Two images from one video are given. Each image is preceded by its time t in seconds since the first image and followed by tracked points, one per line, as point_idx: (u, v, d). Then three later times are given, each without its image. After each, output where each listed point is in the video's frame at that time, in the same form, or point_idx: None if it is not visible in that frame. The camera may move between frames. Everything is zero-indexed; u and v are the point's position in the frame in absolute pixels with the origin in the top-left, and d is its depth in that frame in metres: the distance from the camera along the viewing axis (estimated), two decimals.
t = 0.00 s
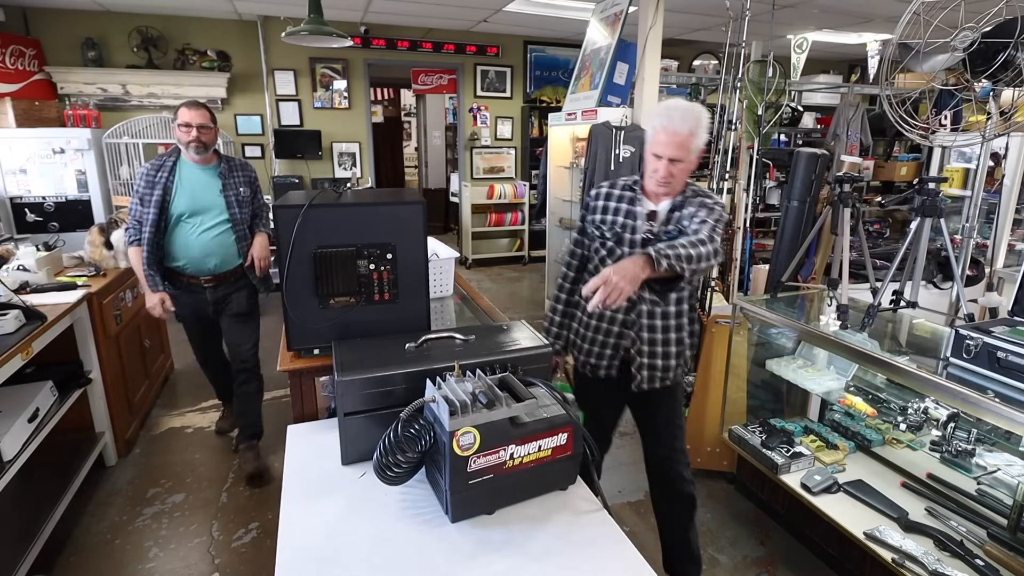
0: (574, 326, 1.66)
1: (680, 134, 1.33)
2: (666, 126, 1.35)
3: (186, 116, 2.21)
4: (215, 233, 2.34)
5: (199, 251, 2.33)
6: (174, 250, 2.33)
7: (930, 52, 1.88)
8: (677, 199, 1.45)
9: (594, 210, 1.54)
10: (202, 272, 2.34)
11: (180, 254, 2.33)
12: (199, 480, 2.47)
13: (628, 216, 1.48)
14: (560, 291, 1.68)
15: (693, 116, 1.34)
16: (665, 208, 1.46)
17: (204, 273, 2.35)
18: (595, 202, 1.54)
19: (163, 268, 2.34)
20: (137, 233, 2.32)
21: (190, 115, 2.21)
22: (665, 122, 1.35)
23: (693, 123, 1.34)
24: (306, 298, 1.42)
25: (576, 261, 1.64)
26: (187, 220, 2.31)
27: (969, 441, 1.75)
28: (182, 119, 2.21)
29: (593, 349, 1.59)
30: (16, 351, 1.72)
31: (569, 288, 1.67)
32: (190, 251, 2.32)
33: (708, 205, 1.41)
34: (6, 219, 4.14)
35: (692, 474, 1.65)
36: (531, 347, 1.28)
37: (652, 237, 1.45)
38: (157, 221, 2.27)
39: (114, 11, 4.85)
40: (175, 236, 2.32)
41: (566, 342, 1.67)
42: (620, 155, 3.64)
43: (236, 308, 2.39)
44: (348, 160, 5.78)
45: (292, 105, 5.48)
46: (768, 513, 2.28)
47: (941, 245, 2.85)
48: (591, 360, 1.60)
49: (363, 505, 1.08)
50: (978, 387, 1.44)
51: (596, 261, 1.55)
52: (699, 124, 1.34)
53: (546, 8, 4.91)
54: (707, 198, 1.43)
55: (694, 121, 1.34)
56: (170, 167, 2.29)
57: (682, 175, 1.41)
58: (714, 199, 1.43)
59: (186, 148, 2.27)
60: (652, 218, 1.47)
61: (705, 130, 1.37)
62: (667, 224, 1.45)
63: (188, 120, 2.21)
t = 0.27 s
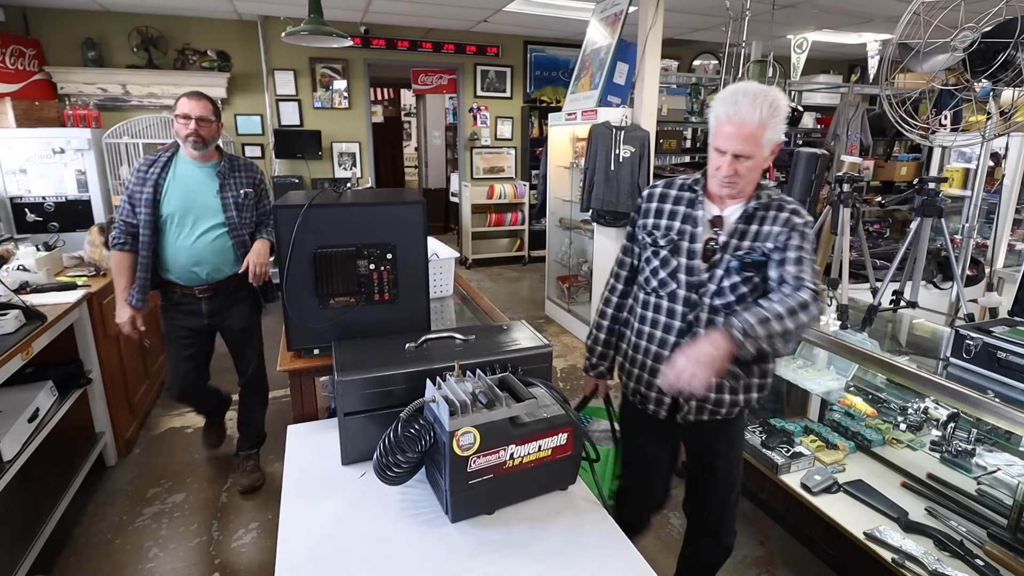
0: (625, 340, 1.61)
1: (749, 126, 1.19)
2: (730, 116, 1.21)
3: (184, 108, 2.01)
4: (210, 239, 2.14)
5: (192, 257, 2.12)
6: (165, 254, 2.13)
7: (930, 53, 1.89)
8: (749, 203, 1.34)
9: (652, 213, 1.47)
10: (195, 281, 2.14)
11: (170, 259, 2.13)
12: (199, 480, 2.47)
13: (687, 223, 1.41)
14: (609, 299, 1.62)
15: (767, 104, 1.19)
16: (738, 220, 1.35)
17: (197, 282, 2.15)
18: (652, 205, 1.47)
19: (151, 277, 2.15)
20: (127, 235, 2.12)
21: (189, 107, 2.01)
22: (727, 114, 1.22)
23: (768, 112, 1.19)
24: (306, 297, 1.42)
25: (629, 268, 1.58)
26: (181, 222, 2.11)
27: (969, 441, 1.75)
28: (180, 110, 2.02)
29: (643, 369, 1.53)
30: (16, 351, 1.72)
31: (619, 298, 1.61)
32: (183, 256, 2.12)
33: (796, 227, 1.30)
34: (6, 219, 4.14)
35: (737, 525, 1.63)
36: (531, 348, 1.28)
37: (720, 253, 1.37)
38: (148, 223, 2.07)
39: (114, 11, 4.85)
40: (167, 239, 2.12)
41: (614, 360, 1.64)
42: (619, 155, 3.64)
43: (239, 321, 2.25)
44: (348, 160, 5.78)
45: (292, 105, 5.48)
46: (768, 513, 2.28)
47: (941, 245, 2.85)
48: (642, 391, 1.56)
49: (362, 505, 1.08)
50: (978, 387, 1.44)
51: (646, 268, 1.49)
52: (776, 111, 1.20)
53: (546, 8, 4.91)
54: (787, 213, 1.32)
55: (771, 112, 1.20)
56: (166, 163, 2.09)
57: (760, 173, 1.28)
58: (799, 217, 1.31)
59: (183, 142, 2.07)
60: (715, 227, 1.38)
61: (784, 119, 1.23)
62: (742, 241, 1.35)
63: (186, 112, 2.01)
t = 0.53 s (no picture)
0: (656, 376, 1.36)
1: (781, 132, 1.00)
2: (759, 122, 1.03)
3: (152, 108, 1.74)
4: (190, 255, 1.87)
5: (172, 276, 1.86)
6: (146, 275, 1.88)
7: (931, 52, 1.89)
8: (801, 221, 1.12)
9: (688, 231, 1.27)
10: (177, 302, 1.88)
11: (148, 280, 1.87)
12: (199, 480, 2.47)
13: (726, 245, 1.21)
14: (634, 328, 1.39)
15: (804, 102, 1.00)
16: (793, 243, 1.13)
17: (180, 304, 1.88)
18: (686, 221, 1.28)
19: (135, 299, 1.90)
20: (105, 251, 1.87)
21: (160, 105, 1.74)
22: (753, 120, 1.04)
23: (806, 113, 0.99)
24: (306, 298, 1.42)
25: (659, 294, 1.37)
26: (157, 236, 1.86)
27: (969, 441, 1.81)
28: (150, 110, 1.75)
29: (674, 415, 1.28)
30: (16, 352, 1.72)
31: (648, 327, 1.37)
32: (161, 276, 1.86)
33: (868, 258, 1.08)
34: (6, 219, 4.13)
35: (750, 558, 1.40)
36: (531, 348, 1.28)
37: (773, 282, 1.15)
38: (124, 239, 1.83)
39: (114, 11, 4.85)
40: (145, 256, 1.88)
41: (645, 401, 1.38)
42: (619, 155, 3.64)
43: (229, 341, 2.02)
44: (348, 160, 5.78)
45: (292, 105, 5.48)
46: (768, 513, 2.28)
47: (942, 245, 2.85)
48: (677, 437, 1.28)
49: (362, 505, 1.09)
50: (978, 387, 1.44)
51: (679, 296, 1.28)
52: (817, 109, 1.00)
53: (546, 8, 4.91)
54: (856, 237, 1.09)
55: (811, 115, 1.00)
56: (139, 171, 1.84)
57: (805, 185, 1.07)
58: (873, 243, 1.08)
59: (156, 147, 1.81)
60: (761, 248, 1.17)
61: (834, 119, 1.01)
62: (797, 267, 1.12)
63: (155, 112, 1.74)
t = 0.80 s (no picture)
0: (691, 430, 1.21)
1: (777, 149, 0.90)
2: (756, 141, 0.92)
3: (96, 108, 1.54)
4: (162, 269, 1.70)
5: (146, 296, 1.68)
6: (106, 299, 1.68)
7: (931, 53, 1.89)
8: (852, 237, 0.97)
9: (716, 270, 1.13)
10: (157, 325, 1.71)
11: (116, 305, 1.68)
12: (199, 480, 2.47)
13: (761, 280, 1.06)
14: (665, 383, 1.25)
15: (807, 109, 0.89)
16: (847, 266, 0.98)
17: (160, 326, 1.72)
18: (711, 259, 1.14)
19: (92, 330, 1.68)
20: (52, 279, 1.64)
21: (107, 106, 1.54)
22: (749, 140, 0.93)
23: (812, 122, 0.88)
24: (306, 297, 1.42)
25: (689, 343, 1.22)
26: (120, 254, 1.66)
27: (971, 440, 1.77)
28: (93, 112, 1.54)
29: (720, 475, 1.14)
30: (16, 352, 1.72)
31: (680, 380, 1.23)
32: (132, 298, 1.67)
33: (940, 272, 0.94)
34: (5, 219, 4.00)
35: None
36: (531, 347, 1.28)
37: (829, 316, 1.00)
38: (82, 262, 1.63)
39: (114, 11, 4.85)
40: (108, 280, 1.67)
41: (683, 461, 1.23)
42: (619, 155, 3.64)
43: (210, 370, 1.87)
44: (348, 160, 5.78)
45: (292, 105, 5.48)
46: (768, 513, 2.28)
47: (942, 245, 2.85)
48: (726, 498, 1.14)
49: (362, 504, 1.09)
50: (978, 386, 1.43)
51: (714, 345, 1.14)
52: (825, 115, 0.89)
53: (546, 8, 4.90)
54: (921, 247, 0.96)
55: (820, 124, 0.88)
56: (86, 182, 1.63)
57: (835, 198, 0.96)
58: (940, 251, 0.95)
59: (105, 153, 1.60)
60: (806, 279, 1.03)
61: (847, 121, 0.90)
62: (858, 292, 0.98)
63: (101, 113, 1.54)
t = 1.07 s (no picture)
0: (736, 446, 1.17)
1: (820, 148, 0.77)
2: (797, 139, 0.80)
3: (67, 103, 1.36)
4: (136, 288, 1.52)
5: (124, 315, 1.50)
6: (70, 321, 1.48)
7: (930, 52, 1.89)
8: (920, 265, 0.85)
9: (766, 284, 1.07)
10: (135, 348, 1.53)
11: (88, 325, 1.49)
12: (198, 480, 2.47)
13: (808, 301, 1.00)
14: (710, 392, 1.20)
15: (858, 105, 0.75)
16: (910, 297, 0.86)
17: (139, 349, 1.53)
18: (761, 272, 1.08)
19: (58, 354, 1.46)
20: None
21: (80, 101, 1.36)
22: (787, 139, 0.82)
23: (865, 120, 0.75)
24: (306, 297, 1.42)
25: (739, 352, 1.16)
26: (93, 268, 1.48)
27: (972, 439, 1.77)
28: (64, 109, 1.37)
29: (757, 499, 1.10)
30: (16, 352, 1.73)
31: (728, 391, 1.18)
32: (106, 318, 1.49)
33: None
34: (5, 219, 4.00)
35: None
36: (531, 348, 1.28)
37: (878, 352, 0.90)
38: (48, 277, 1.42)
39: (114, 11, 4.85)
40: (76, 296, 1.48)
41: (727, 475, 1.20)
42: (619, 155, 3.64)
43: (192, 396, 1.60)
44: (348, 160, 5.78)
45: (292, 105, 5.48)
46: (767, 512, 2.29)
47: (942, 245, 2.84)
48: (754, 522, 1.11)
49: (362, 504, 1.09)
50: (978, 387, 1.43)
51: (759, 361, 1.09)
52: (881, 111, 0.74)
53: (546, 8, 4.90)
54: None
55: (877, 121, 0.74)
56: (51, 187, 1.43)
57: (896, 217, 0.81)
58: None
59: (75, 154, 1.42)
60: (858, 312, 0.94)
61: (912, 123, 0.75)
62: (921, 328, 0.85)
63: (73, 110, 1.36)
